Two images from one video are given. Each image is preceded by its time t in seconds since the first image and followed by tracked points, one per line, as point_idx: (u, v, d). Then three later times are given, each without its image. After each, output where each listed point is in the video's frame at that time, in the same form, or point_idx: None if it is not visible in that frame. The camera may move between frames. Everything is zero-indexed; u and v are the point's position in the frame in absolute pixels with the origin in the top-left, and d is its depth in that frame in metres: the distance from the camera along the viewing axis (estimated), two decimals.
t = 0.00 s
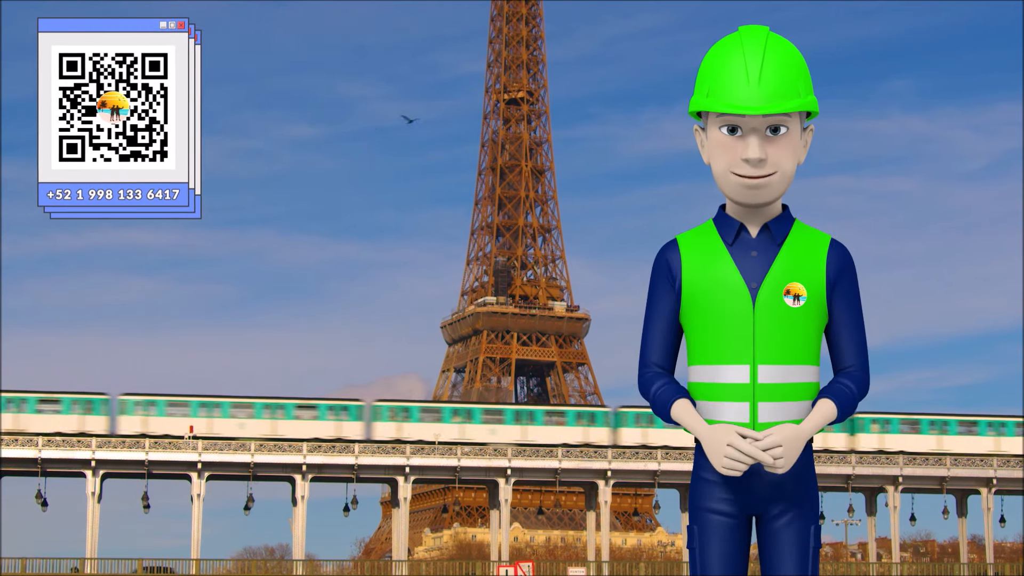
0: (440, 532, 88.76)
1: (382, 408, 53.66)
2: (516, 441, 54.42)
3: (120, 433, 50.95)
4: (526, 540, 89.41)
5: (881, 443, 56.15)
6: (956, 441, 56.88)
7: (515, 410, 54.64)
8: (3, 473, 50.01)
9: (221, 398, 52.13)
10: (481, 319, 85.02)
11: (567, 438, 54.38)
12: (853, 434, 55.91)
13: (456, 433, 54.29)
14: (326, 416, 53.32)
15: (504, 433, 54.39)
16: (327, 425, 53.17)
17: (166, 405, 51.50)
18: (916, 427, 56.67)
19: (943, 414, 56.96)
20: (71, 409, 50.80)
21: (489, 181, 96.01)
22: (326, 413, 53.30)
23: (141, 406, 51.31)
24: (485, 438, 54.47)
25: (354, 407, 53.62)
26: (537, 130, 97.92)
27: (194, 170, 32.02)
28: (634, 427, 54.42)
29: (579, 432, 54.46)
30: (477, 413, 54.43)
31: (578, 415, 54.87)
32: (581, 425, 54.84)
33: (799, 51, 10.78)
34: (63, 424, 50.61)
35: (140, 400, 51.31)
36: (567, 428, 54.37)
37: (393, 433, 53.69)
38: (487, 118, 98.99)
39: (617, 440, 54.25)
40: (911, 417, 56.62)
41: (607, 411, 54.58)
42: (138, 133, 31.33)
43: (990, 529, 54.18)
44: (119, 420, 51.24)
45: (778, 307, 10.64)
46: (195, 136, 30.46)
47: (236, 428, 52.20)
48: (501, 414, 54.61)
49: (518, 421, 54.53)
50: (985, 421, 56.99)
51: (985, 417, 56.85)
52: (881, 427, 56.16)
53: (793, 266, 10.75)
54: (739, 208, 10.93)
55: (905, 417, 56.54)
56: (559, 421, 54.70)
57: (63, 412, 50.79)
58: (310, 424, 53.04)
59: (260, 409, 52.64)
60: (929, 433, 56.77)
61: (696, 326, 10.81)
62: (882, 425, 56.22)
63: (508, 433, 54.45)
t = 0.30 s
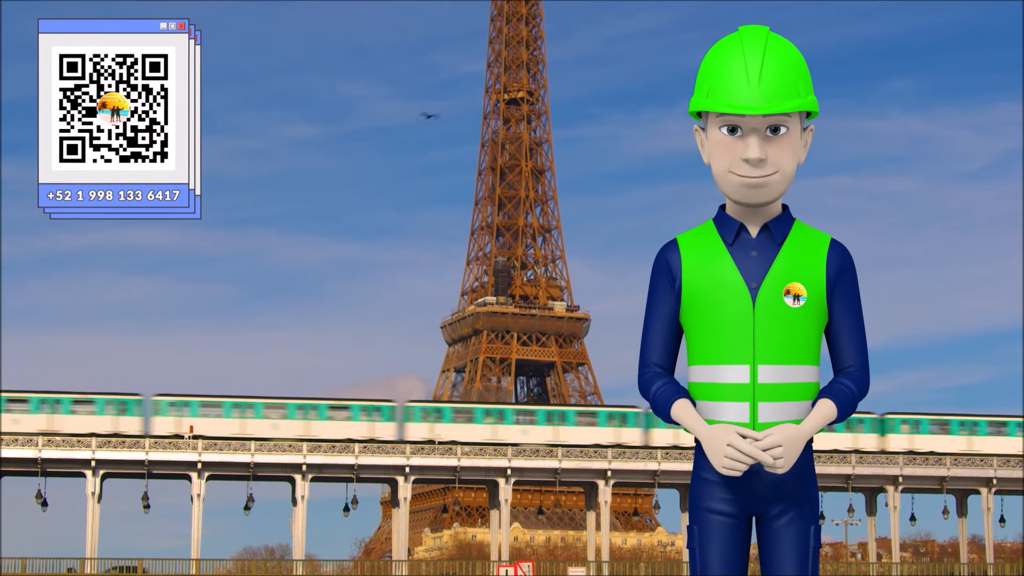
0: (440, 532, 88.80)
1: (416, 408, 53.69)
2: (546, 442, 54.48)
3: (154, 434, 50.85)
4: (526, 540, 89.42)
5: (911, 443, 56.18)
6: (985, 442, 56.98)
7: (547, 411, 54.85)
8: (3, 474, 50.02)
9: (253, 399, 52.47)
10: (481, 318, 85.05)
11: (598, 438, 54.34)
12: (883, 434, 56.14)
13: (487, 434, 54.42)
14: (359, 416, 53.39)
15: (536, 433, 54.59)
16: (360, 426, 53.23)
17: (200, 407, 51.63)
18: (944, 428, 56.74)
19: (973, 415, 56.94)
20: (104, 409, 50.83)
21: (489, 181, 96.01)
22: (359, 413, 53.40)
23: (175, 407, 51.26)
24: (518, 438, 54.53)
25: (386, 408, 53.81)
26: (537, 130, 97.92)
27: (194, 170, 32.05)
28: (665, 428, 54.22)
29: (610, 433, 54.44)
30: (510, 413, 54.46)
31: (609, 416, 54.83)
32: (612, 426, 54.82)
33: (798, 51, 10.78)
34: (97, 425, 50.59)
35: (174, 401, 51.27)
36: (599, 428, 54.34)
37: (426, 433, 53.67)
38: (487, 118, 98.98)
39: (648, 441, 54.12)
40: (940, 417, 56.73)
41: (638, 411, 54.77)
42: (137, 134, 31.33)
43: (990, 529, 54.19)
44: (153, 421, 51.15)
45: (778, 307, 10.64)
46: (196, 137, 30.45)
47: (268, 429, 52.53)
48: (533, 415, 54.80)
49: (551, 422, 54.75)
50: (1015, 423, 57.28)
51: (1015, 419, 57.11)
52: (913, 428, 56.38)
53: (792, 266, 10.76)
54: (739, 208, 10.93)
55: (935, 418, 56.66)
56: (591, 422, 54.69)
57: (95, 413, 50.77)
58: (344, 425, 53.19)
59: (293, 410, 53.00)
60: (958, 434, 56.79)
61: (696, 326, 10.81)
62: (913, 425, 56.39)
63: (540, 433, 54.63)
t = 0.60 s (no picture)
0: (440, 532, 88.80)
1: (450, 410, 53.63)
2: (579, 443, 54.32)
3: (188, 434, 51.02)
4: (526, 540, 89.39)
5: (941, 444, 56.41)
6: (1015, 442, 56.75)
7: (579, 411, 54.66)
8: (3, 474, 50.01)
9: (287, 400, 52.90)
10: (481, 319, 85.07)
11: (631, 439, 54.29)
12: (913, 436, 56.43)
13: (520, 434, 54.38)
14: (392, 416, 53.51)
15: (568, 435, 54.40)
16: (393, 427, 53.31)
17: (233, 408, 52.06)
18: (975, 429, 56.60)
19: (1003, 416, 56.82)
20: (139, 410, 51.19)
21: (489, 181, 96.01)
22: (392, 415, 53.50)
23: (209, 407, 51.54)
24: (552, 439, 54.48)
25: (420, 409, 53.71)
26: (537, 130, 97.89)
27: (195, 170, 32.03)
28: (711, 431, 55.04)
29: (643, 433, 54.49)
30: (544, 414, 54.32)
31: (641, 417, 54.80)
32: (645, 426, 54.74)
33: (799, 51, 10.77)
34: (132, 425, 50.96)
35: (208, 401, 51.59)
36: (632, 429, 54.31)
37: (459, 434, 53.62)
38: (487, 118, 98.95)
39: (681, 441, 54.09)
40: (970, 418, 56.65)
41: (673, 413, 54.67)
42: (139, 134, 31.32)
43: (990, 529, 54.19)
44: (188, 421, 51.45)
45: (778, 308, 10.64)
46: (197, 136, 30.38)
47: (301, 430, 52.96)
48: (565, 416, 54.67)
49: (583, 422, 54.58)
50: None
51: None
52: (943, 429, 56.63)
53: (792, 268, 10.75)
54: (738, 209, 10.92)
55: (965, 419, 56.60)
56: (624, 422, 54.56)
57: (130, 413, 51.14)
58: (376, 425, 53.33)
59: (327, 411, 53.26)
60: (989, 434, 56.67)
61: (696, 326, 10.81)
62: (943, 425, 56.62)
63: (573, 434, 54.47)
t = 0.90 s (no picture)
0: (440, 532, 88.79)
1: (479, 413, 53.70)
2: (609, 443, 54.15)
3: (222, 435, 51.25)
4: (525, 540, 89.35)
5: (971, 445, 56.41)
6: None
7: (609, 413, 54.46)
8: (3, 474, 50.01)
9: (320, 401, 52.97)
10: (481, 318, 85.09)
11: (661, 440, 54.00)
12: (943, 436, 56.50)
13: (551, 436, 54.28)
14: (424, 418, 53.78)
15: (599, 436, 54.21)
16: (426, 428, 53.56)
17: (266, 408, 52.17)
18: (1004, 429, 56.88)
19: None
20: (172, 411, 51.29)
21: (489, 181, 95.98)
22: (425, 415, 53.84)
23: (241, 409, 51.74)
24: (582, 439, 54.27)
25: (453, 409, 53.90)
26: (537, 130, 97.86)
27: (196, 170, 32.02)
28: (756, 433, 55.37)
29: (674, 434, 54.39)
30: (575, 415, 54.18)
31: (673, 418, 54.61)
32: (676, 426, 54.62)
33: (799, 54, 10.76)
34: (166, 427, 51.10)
35: (240, 402, 51.75)
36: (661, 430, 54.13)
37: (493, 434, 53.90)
38: (487, 118, 98.91)
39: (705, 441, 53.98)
40: (1001, 420, 56.90)
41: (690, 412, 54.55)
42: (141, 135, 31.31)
43: (990, 529, 54.17)
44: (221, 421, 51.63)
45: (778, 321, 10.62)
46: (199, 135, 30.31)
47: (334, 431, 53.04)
48: (596, 416, 54.53)
49: (613, 424, 54.35)
50: None
51: None
52: (973, 430, 56.53)
53: (792, 279, 10.71)
54: (738, 216, 10.87)
55: (995, 420, 56.79)
56: (655, 423, 54.51)
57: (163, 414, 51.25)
58: (409, 426, 53.50)
59: (359, 411, 53.34)
60: (1018, 435, 57.01)
61: (693, 326, 10.84)
62: (972, 426, 56.59)
63: (604, 435, 54.27)
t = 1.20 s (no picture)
0: (440, 532, 88.82)
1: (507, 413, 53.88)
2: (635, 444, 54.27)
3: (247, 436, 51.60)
4: (526, 540, 89.35)
5: (994, 445, 56.83)
6: None
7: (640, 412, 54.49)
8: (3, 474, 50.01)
9: (346, 401, 53.29)
10: (481, 318, 85.09)
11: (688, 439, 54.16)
12: (968, 436, 56.56)
13: (576, 436, 54.39)
14: (450, 418, 53.95)
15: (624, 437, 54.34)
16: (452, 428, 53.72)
17: (291, 408, 52.71)
18: None
19: None
20: (197, 411, 51.45)
21: (489, 181, 95.96)
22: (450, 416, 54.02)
23: (267, 409, 52.25)
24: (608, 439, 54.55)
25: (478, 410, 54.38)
26: (537, 130, 97.83)
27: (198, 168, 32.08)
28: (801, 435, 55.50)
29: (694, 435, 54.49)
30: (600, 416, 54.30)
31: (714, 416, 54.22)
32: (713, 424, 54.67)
33: (799, 58, 10.75)
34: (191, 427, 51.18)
35: (267, 403, 52.21)
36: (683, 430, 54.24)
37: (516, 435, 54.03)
38: (487, 118, 98.90)
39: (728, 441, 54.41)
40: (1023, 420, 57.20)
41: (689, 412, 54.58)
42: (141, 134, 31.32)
43: (990, 529, 54.14)
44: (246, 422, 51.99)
45: (778, 327, 10.61)
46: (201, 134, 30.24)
47: (359, 432, 53.34)
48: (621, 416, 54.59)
49: (639, 424, 54.46)
50: None
51: None
52: (997, 430, 56.86)
53: (792, 284, 10.70)
54: (738, 220, 10.87)
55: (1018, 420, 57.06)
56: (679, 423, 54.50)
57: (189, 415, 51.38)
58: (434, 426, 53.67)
59: (384, 412, 53.72)
60: None
61: (694, 322, 10.83)
62: (995, 427, 56.87)
63: (629, 435, 54.41)
